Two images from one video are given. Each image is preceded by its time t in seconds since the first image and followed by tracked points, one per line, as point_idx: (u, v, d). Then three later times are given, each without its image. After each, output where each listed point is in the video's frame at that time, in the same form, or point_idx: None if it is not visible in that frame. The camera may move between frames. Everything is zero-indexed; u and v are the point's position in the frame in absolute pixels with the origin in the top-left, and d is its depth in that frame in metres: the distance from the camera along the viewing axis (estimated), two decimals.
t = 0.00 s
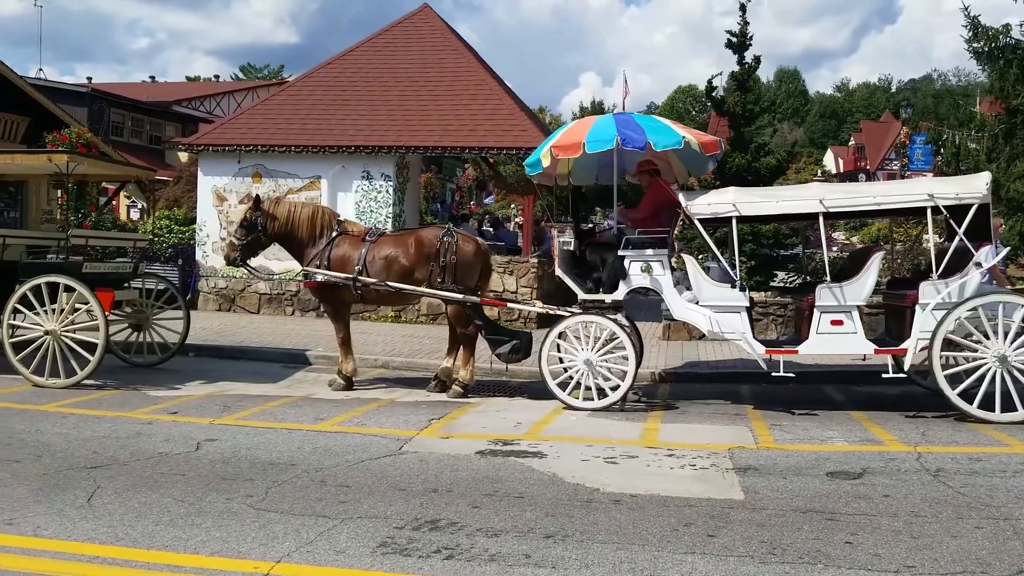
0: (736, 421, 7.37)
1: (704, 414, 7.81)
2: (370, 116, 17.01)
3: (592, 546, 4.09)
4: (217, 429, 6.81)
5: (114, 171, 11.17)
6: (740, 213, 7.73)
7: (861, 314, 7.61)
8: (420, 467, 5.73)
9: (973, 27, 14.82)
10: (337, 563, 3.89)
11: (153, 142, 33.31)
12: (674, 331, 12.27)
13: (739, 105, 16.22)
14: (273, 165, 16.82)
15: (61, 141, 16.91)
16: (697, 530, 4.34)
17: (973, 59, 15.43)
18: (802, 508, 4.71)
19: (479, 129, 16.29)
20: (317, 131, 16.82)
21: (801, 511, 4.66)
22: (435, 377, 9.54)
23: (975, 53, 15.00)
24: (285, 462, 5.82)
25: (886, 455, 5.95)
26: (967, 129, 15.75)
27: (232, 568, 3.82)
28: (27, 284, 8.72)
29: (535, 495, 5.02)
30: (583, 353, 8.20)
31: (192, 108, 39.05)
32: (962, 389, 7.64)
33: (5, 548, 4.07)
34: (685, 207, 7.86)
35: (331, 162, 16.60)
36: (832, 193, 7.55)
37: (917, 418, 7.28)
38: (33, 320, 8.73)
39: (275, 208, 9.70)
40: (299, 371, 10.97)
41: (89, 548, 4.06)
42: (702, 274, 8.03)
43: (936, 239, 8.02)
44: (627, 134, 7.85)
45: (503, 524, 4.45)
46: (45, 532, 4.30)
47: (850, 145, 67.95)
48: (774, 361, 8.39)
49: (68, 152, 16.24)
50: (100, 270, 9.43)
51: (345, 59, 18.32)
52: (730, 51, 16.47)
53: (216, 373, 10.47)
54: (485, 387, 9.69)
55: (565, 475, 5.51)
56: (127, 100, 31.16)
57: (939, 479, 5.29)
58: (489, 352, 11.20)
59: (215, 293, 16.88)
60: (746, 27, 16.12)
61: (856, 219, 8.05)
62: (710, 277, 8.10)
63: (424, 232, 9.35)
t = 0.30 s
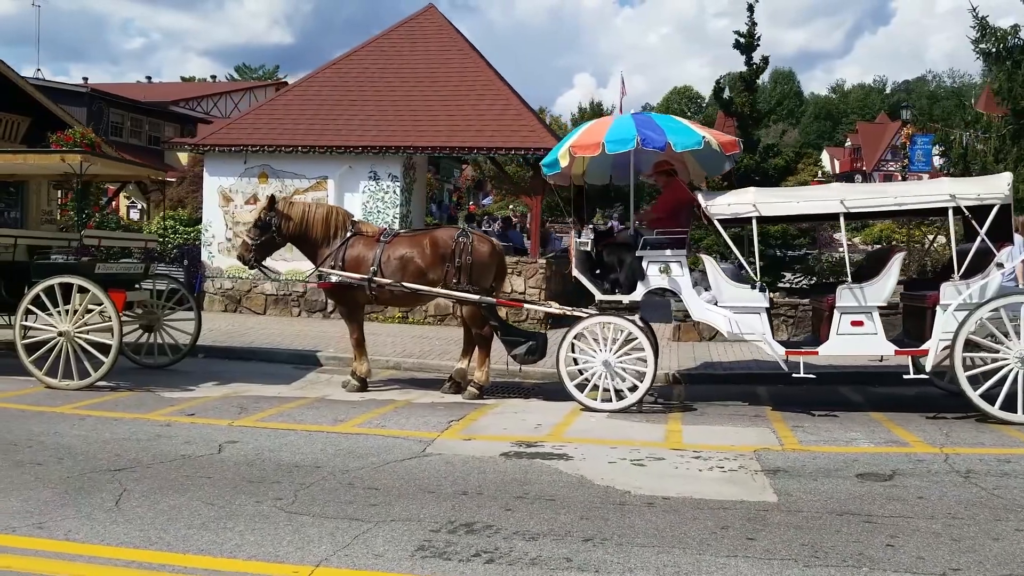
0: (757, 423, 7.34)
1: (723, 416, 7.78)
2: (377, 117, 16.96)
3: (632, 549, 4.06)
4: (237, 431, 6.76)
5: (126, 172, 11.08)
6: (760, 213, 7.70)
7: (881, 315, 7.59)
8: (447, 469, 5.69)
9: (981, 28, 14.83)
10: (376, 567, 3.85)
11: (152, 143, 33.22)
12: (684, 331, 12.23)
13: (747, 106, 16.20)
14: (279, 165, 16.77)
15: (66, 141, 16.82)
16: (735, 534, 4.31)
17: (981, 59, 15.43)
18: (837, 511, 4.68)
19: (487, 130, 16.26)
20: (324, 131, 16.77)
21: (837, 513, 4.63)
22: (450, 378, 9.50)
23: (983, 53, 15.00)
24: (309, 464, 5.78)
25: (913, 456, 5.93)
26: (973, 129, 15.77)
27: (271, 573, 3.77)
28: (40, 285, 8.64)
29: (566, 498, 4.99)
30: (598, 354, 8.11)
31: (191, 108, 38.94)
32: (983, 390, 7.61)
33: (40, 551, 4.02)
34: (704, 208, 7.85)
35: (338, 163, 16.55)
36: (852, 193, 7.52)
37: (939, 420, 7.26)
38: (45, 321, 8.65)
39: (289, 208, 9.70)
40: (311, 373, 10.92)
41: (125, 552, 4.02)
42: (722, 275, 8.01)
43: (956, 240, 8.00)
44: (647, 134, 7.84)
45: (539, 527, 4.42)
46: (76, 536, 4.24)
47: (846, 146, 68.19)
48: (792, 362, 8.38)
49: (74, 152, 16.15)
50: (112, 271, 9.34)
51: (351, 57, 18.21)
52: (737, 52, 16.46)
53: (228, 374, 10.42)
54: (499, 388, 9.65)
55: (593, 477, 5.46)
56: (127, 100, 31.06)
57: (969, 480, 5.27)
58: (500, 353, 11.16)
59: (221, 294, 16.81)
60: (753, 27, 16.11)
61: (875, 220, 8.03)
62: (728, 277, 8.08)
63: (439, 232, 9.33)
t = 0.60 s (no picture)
0: (775, 425, 7.28)
1: (740, 418, 7.72)
2: (383, 117, 16.91)
3: (667, 555, 4.02)
4: (253, 434, 6.69)
5: (137, 172, 11.04)
6: (778, 214, 7.66)
7: (900, 316, 7.54)
8: (469, 473, 5.63)
9: (990, 28, 14.79)
10: (408, 574, 3.79)
11: (152, 143, 33.12)
12: (694, 333, 12.16)
13: (755, 107, 16.20)
14: (285, 166, 16.71)
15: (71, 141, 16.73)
16: (768, 539, 4.26)
17: (989, 59, 15.39)
18: (868, 515, 4.63)
19: (494, 131, 16.20)
20: (330, 131, 16.71)
21: (869, 518, 4.59)
22: (461, 380, 9.41)
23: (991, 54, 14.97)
24: (330, 468, 5.71)
25: (938, 459, 5.88)
26: (980, 130, 15.73)
27: None
28: (50, 285, 8.56)
29: (593, 502, 4.94)
30: (613, 356, 8.05)
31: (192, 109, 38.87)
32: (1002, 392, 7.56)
33: (68, 557, 3.97)
34: (721, 208, 7.81)
35: (344, 163, 16.50)
36: (871, 194, 7.48)
37: (959, 422, 7.21)
38: (56, 322, 8.58)
39: (301, 208, 9.66)
40: (321, 375, 10.84)
41: (154, 558, 3.96)
42: (739, 276, 7.99)
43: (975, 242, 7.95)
44: (664, 134, 7.81)
45: (569, 532, 4.36)
46: (102, 541, 4.19)
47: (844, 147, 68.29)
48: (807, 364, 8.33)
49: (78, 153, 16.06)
50: (122, 271, 9.26)
51: (356, 57, 18.13)
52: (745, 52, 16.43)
53: (237, 376, 10.36)
54: (512, 390, 9.56)
55: (618, 481, 5.40)
56: (127, 101, 30.97)
57: (997, 484, 5.22)
58: (511, 355, 11.08)
59: (227, 295, 16.73)
60: (761, 28, 16.08)
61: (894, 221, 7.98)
62: (744, 278, 8.06)
63: (452, 233, 9.27)
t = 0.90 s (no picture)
0: (795, 426, 7.20)
1: (758, 419, 7.63)
2: (390, 115, 16.84)
3: (700, 559, 3.96)
4: (269, 434, 6.62)
5: (150, 171, 11.00)
6: (797, 212, 7.59)
7: (920, 316, 7.47)
8: (489, 474, 5.55)
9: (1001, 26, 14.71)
10: None
11: (155, 143, 33.05)
12: (705, 333, 12.08)
13: (765, 105, 16.11)
14: (292, 165, 16.65)
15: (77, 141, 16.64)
16: (800, 542, 4.19)
17: (1000, 56, 15.30)
18: (899, 518, 4.56)
19: (501, 129, 16.12)
20: (336, 130, 16.65)
21: (901, 520, 4.51)
22: (474, 380, 9.34)
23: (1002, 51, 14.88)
24: (349, 468, 5.65)
25: (964, 461, 5.81)
26: (990, 127, 15.65)
27: None
28: (63, 285, 8.48)
29: (619, 504, 4.88)
30: (628, 356, 7.93)
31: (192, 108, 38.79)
32: None
33: (92, 561, 3.90)
34: (740, 206, 7.74)
35: (352, 162, 16.44)
36: (892, 192, 7.41)
37: (980, 423, 7.14)
38: (68, 322, 8.51)
39: (313, 208, 9.60)
40: (331, 374, 10.78)
41: (178, 560, 3.91)
42: (757, 275, 7.92)
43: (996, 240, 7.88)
44: (682, 132, 7.75)
45: (598, 535, 4.30)
46: (126, 543, 4.13)
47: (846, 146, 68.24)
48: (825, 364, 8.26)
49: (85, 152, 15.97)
50: (133, 271, 9.18)
51: (362, 56, 18.06)
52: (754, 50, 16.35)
53: (248, 376, 10.29)
54: (524, 390, 9.48)
55: (642, 483, 5.33)
56: (130, 101, 30.93)
57: None
58: (522, 355, 11.01)
59: (233, 294, 16.67)
60: (771, 25, 16.00)
61: (913, 220, 7.92)
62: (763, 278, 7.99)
63: (466, 232, 9.21)
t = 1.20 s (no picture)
0: (818, 428, 7.11)
1: (780, 420, 7.55)
2: (402, 115, 16.81)
3: (731, 563, 3.89)
4: (288, 434, 6.59)
5: (167, 171, 11.03)
6: (819, 212, 7.50)
7: (945, 317, 7.37)
8: (512, 476, 5.49)
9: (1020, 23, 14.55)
10: None
11: (166, 143, 33.15)
12: (722, 333, 11.99)
13: (780, 103, 15.99)
14: (305, 164, 16.64)
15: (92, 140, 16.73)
16: (833, 546, 4.12)
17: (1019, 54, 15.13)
18: (933, 522, 4.48)
19: (514, 128, 16.07)
20: (349, 130, 16.64)
21: (934, 525, 4.43)
22: (489, 380, 9.26)
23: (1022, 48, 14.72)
24: (370, 468, 5.61)
25: (994, 464, 5.71)
26: (1009, 125, 15.47)
27: None
28: (82, 284, 8.50)
29: (646, 506, 4.82)
30: (646, 356, 7.82)
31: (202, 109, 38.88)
32: None
33: (121, 560, 3.89)
34: (761, 206, 7.65)
35: (364, 162, 16.42)
36: (916, 192, 7.32)
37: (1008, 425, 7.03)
38: (88, 321, 8.53)
39: (330, 208, 9.60)
40: (346, 374, 10.75)
41: (205, 561, 3.89)
42: (779, 275, 7.83)
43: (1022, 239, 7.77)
44: (702, 130, 7.67)
45: (625, 538, 4.24)
46: (154, 543, 4.11)
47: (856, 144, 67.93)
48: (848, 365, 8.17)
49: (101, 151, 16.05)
50: (152, 271, 9.18)
51: (374, 56, 18.03)
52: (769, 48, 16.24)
53: (265, 375, 10.29)
54: (541, 391, 9.42)
55: (667, 486, 5.25)
56: (141, 101, 31.04)
57: None
58: (537, 355, 10.95)
59: (247, 294, 16.68)
60: (786, 23, 15.90)
61: (937, 219, 7.82)
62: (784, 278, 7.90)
63: (483, 231, 9.16)
